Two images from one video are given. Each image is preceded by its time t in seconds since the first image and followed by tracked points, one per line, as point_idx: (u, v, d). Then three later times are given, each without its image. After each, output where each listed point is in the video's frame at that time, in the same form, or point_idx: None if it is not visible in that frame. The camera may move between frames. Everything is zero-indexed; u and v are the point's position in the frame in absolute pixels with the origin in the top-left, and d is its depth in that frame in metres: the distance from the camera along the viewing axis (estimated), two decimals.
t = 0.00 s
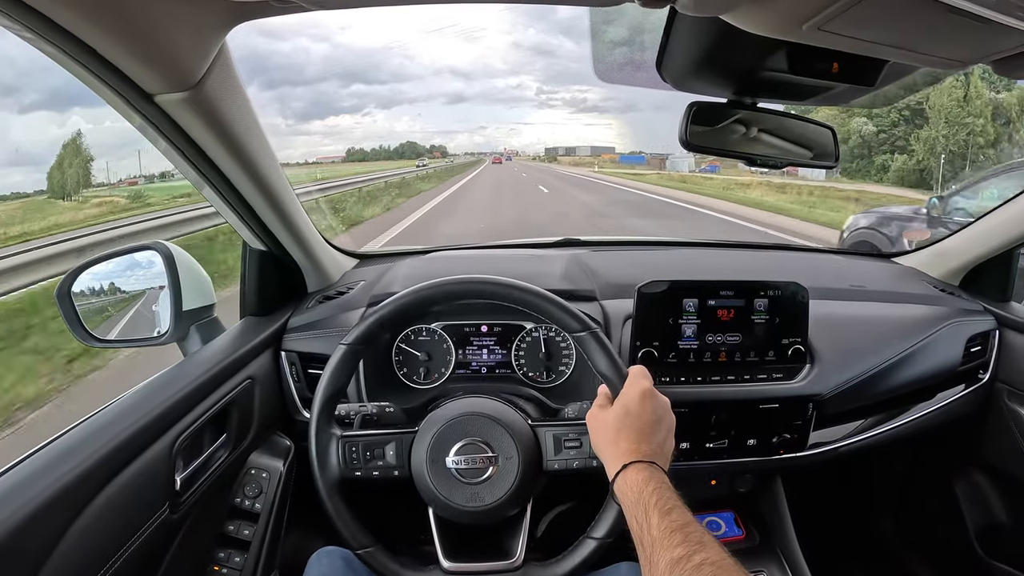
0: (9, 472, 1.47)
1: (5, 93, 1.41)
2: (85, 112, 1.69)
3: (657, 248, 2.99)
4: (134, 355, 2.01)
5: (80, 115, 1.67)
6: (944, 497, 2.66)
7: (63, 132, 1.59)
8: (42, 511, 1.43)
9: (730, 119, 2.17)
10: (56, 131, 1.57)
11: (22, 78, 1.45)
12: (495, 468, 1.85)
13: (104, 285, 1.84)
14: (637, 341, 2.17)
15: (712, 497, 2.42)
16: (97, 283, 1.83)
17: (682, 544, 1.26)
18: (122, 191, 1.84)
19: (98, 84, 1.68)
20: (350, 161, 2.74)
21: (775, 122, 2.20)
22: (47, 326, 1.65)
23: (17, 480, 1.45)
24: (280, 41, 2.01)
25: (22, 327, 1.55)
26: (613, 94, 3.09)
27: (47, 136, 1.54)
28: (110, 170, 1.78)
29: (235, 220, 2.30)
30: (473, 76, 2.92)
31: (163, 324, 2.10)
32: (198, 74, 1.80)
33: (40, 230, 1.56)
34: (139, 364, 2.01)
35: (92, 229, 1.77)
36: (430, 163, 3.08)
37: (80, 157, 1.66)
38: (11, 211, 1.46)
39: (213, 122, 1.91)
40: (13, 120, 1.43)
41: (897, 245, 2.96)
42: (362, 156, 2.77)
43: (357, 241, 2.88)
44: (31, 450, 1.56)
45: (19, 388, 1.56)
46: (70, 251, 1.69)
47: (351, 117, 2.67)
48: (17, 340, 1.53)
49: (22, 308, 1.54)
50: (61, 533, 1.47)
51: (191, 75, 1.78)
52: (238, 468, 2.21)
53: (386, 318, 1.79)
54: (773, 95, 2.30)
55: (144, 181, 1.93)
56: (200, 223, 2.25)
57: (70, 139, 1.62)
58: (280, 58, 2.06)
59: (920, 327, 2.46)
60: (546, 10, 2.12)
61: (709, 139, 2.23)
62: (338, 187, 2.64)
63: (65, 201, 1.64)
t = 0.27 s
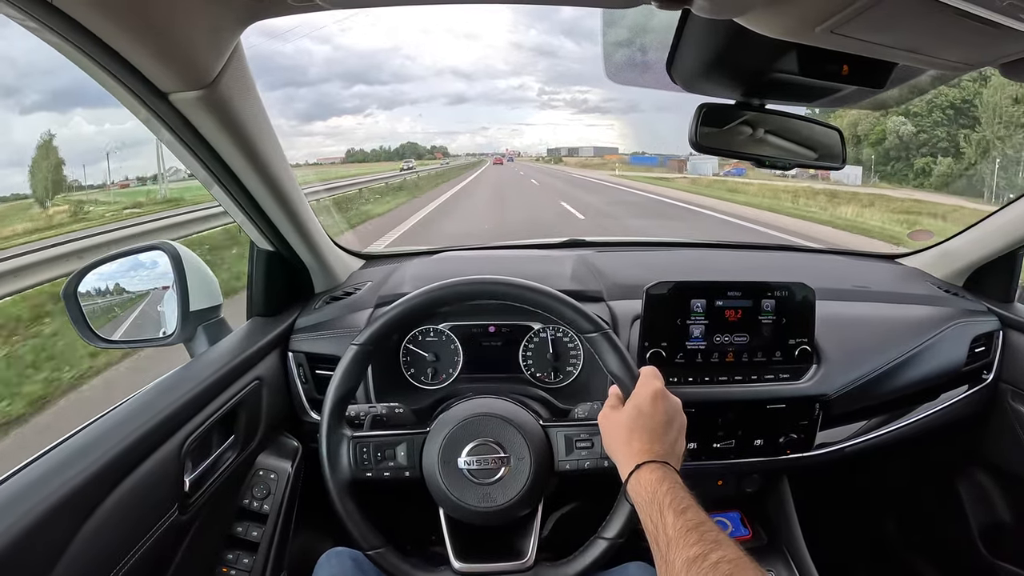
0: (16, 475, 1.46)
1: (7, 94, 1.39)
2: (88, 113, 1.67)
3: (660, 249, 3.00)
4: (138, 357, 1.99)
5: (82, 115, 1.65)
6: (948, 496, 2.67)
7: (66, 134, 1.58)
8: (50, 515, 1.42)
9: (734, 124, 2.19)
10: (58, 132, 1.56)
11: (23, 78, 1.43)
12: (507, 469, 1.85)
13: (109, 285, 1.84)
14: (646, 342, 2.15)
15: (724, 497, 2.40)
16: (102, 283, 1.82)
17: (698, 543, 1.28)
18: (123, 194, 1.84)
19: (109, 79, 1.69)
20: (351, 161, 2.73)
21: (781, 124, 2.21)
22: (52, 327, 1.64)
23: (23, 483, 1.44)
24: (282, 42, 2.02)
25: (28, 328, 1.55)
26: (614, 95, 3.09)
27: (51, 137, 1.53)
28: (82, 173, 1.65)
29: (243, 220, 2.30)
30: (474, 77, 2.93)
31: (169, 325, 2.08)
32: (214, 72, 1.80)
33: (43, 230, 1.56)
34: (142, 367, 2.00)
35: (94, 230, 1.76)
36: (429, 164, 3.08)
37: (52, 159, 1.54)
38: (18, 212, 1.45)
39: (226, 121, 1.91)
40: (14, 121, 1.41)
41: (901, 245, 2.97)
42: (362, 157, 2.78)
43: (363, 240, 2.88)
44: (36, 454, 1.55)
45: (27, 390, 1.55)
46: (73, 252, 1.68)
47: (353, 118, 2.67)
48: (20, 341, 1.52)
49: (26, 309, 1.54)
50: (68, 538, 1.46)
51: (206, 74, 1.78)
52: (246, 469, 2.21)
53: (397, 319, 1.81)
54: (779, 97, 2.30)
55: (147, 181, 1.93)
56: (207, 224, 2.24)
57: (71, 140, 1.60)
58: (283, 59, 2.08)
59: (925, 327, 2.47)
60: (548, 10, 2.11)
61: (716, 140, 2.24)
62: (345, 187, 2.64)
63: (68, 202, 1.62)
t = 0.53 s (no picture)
0: (17, 474, 1.48)
1: (8, 95, 1.40)
2: (88, 114, 1.69)
3: (661, 249, 2.99)
4: (137, 357, 1.99)
5: (82, 117, 1.66)
6: (949, 495, 2.66)
7: (66, 135, 1.60)
8: (49, 514, 1.42)
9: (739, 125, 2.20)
10: (59, 134, 1.57)
11: (25, 79, 1.45)
12: (506, 470, 1.85)
13: (109, 287, 1.85)
14: (646, 342, 2.13)
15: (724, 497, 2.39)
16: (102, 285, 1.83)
17: (697, 547, 1.32)
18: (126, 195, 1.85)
19: (106, 80, 1.69)
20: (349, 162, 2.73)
21: (781, 124, 2.21)
22: (49, 327, 1.64)
23: (22, 483, 1.44)
24: (285, 42, 1.99)
25: (26, 329, 1.55)
26: (615, 96, 3.10)
27: (52, 138, 1.55)
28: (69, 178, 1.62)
29: (242, 220, 2.29)
30: (476, 78, 2.93)
31: (168, 326, 2.08)
32: (210, 72, 1.80)
33: (42, 230, 1.56)
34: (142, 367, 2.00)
35: (93, 232, 1.76)
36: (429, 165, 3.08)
37: (20, 162, 1.45)
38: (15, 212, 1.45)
39: (223, 121, 1.91)
40: (15, 122, 1.42)
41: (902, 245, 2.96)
42: (362, 158, 2.77)
43: (364, 242, 2.88)
44: (35, 454, 1.55)
45: (24, 391, 1.55)
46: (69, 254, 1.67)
47: (354, 120, 2.68)
48: (19, 340, 1.51)
49: (23, 310, 1.53)
50: (68, 536, 1.46)
51: (203, 74, 1.78)
52: (245, 470, 2.20)
53: (397, 319, 1.82)
54: (779, 97, 2.30)
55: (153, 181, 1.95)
56: (205, 226, 2.24)
57: (71, 142, 1.62)
58: (285, 60, 2.04)
59: (926, 327, 2.46)
60: (549, 11, 2.11)
61: (716, 141, 2.24)
62: (345, 189, 2.63)
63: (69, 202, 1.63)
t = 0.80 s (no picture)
0: (24, 477, 1.47)
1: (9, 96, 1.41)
2: (89, 115, 1.66)
3: (663, 251, 3.00)
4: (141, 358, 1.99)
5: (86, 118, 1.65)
6: (951, 496, 2.68)
7: (68, 137, 1.59)
8: (56, 516, 1.42)
9: (750, 129, 2.21)
10: (61, 137, 1.56)
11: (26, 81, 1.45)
12: (514, 471, 1.86)
13: (111, 287, 1.84)
14: (651, 344, 2.13)
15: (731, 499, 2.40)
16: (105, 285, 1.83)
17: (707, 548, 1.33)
18: (130, 196, 1.84)
19: (115, 78, 1.68)
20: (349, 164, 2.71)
21: (785, 126, 2.21)
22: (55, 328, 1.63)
23: (27, 485, 1.44)
24: (285, 44, 2.02)
25: (32, 329, 1.54)
26: (617, 97, 3.10)
27: (52, 141, 1.54)
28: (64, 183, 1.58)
29: (248, 220, 2.29)
30: (477, 79, 2.93)
31: (172, 326, 2.10)
32: (221, 72, 1.80)
33: (46, 231, 1.55)
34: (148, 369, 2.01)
35: (96, 234, 1.76)
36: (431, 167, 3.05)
37: None
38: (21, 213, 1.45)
39: (234, 121, 1.91)
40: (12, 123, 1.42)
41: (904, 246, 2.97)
42: (361, 159, 2.78)
43: (366, 242, 2.91)
44: (39, 458, 1.54)
45: (30, 392, 1.55)
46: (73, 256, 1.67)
47: (357, 121, 2.69)
48: (23, 340, 1.51)
49: (30, 312, 1.53)
50: (73, 539, 1.46)
51: (214, 73, 1.78)
52: (250, 470, 2.20)
53: (406, 319, 1.83)
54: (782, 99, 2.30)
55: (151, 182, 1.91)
56: (209, 227, 2.23)
57: (75, 144, 1.61)
58: (285, 61, 2.08)
59: (929, 328, 2.47)
60: (553, 12, 2.11)
61: (720, 142, 2.24)
62: (349, 189, 2.63)
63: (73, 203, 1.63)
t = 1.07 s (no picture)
0: (19, 478, 1.48)
1: (7, 101, 1.41)
2: (88, 118, 1.69)
3: (660, 252, 3.00)
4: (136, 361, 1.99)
5: (84, 121, 1.67)
6: (949, 495, 2.68)
7: (67, 140, 1.60)
8: (50, 518, 1.42)
9: (746, 135, 2.24)
10: (59, 140, 1.57)
11: (25, 85, 1.45)
12: (505, 473, 1.85)
13: (108, 291, 1.86)
14: (645, 345, 2.11)
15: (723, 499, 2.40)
16: (102, 290, 1.84)
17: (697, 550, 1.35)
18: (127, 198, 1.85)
19: (106, 85, 1.68)
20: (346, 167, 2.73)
21: (779, 125, 2.21)
22: (48, 332, 1.64)
23: (22, 486, 1.44)
24: (283, 46, 2.00)
25: (24, 334, 1.54)
26: (615, 98, 3.11)
27: (52, 143, 1.55)
28: (53, 188, 1.57)
29: (241, 224, 2.29)
30: (476, 80, 2.92)
31: (168, 329, 2.10)
32: (210, 77, 1.81)
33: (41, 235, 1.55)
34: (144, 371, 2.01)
35: (94, 236, 1.77)
36: (428, 169, 3.04)
37: None
38: (12, 217, 1.45)
39: (223, 126, 1.92)
40: (15, 127, 1.44)
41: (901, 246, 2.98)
42: (357, 161, 2.76)
43: (363, 246, 2.89)
44: (34, 460, 1.54)
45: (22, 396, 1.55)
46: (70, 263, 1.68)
47: (354, 123, 2.69)
48: (14, 345, 1.51)
49: (22, 316, 1.53)
50: (69, 540, 1.46)
51: (203, 80, 1.79)
52: (245, 473, 2.20)
53: (398, 321, 1.85)
54: (775, 100, 2.30)
55: (141, 187, 1.89)
56: (205, 231, 2.24)
57: (74, 148, 1.62)
58: (280, 64, 2.07)
59: (925, 328, 2.46)
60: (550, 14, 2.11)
61: (713, 143, 2.24)
62: (345, 193, 2.64)
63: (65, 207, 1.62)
